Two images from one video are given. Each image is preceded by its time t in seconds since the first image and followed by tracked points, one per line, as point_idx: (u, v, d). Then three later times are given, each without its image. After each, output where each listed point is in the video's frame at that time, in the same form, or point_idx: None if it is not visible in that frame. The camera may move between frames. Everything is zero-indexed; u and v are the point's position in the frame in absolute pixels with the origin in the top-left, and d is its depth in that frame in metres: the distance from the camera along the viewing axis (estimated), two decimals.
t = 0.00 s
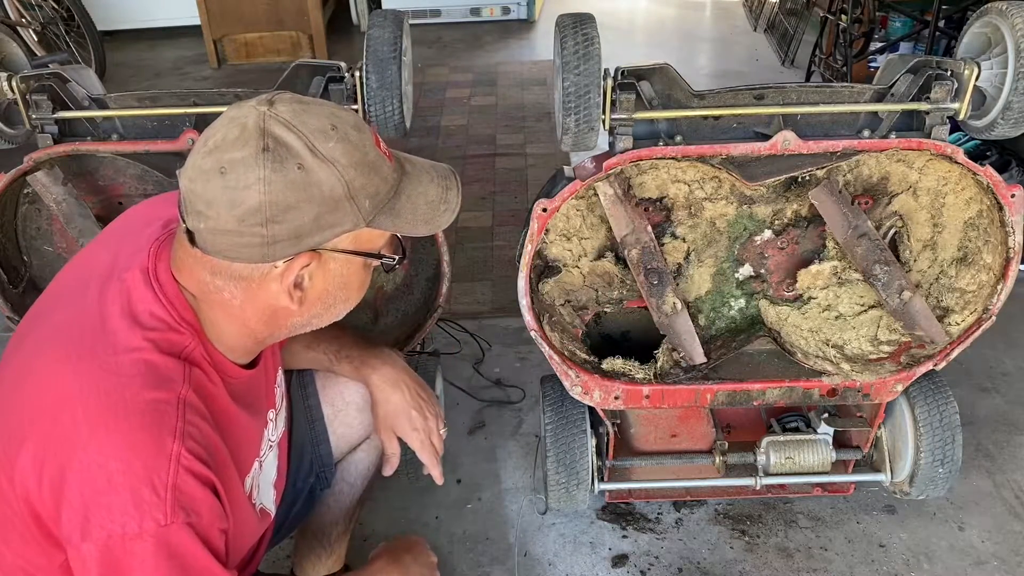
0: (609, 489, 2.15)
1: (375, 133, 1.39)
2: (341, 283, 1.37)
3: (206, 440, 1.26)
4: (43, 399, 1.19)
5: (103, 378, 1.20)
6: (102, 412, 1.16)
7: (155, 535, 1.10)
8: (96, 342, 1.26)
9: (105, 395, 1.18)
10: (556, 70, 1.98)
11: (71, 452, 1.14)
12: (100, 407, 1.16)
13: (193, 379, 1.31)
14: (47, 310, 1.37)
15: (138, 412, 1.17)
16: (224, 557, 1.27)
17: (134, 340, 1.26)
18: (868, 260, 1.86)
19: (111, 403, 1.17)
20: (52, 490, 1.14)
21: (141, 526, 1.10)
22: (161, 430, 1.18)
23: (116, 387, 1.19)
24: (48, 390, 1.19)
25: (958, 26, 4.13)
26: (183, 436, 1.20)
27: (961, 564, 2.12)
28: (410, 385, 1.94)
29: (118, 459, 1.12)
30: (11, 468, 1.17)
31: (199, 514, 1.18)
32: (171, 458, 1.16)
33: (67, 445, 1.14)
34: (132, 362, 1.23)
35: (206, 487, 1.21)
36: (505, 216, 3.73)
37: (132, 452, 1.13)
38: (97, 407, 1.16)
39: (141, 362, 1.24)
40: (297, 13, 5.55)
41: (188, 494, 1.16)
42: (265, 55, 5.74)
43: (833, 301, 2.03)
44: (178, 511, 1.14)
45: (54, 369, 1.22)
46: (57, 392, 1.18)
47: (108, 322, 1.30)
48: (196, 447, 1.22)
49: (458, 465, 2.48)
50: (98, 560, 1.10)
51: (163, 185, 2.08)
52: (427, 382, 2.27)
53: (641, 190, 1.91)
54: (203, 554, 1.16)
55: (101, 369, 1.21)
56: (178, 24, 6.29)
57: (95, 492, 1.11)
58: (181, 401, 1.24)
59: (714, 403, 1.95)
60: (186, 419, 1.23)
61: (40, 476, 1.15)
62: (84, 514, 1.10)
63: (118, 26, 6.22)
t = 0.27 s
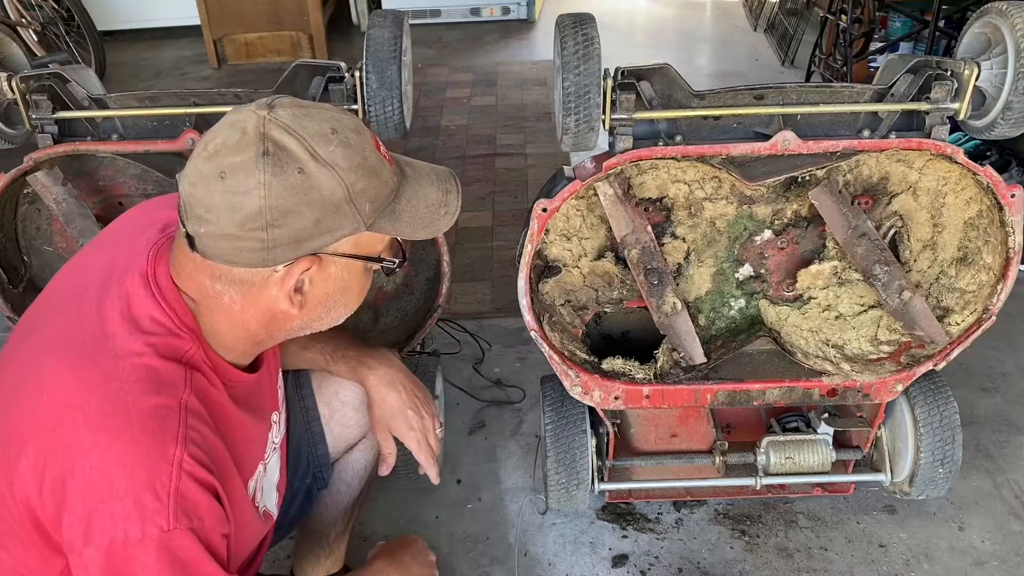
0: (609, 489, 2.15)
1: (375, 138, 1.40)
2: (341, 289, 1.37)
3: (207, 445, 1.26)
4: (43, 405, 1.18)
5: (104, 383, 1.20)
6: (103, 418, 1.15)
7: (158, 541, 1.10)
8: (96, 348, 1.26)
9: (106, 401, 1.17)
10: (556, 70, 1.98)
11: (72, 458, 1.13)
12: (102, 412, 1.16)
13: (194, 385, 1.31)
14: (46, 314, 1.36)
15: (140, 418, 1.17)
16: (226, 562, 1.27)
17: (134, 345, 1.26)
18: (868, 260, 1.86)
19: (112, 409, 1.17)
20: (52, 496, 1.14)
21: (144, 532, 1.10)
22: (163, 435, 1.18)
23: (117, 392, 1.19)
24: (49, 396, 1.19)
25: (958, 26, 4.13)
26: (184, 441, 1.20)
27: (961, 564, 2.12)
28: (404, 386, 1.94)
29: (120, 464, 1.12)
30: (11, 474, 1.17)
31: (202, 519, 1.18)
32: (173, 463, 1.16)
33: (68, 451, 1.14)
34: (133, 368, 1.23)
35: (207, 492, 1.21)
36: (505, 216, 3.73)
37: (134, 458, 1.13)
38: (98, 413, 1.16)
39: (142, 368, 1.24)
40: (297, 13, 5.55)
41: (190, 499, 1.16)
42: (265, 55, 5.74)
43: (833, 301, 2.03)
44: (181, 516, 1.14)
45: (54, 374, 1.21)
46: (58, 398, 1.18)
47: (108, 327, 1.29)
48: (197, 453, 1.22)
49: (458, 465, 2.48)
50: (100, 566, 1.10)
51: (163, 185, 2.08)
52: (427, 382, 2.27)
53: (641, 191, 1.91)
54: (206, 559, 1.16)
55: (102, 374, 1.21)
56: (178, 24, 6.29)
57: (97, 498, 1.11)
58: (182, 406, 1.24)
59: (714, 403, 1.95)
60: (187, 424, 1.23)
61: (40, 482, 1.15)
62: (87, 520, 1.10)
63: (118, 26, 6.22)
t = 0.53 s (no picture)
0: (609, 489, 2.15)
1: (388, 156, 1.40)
2: (329, 302, 1.36)
3: (203, 447, 1.26)
4: (38, 407, 1.18)
5: (99, 386, 1.19)
6: (99, 422, 1.15)
7: (154, 545, 1.10)
8: (91, 350, 1.25)
9: (101, 404, 1.17)
10: (556, 70, 1.98)
11: (68, 461, 1.13)
12: (97, 416, 1.16)
13: (190, 387, 1.30)
14: (42, 316, 1.36)
15: (136, 421, 1.17)
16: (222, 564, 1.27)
17: (130, 348, 1.26)
18: (868, 260, 1.86)
19: (108, 412, 1.16)
20: (48, 500, 1.14)
21: (139, 536, 1.10)
22: (159, 438, 1.18)
23: (113, 395, 1.19)
24: (43, 399, 1.18)
25: (958, 26, 4.13)
26: (180, 444, 1.20)
27: (961, 564, 2.12)
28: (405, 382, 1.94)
29: (115, 468, 1.12)
30: (6, 477, 1.16)
31: (197, 522, 1.18)
32: (169, 467, 1.16)
33: (63, 454, 1.14)
34: (129, 370, 1.23)
35: (203, 495, 1.21)
36: (505, 217, 3.73)
37: (130, 461, 1.13)
38: (93, 416, 1.16)
39: (138, 370, 1.24)
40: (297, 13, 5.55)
41: (185, 503, 1.16)
42: (265, 55, 5.74)
43: (833, 301, 2.03)
44: (176, 520, 1.14)
45: (49, 377, 1.21)
46: (53, 401, 1.18)
47: (104, 329, 1.29)
48: (193, 456, 1.22)
49: (458, 465, 2.48)
50: (96, 569, 1.10)
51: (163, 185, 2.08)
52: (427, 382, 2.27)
53: (641, 191, 1.91)
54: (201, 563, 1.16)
55: (97, 377, 1.21)
56: (178, 24, 6.29)
57: (92, 502, 1.11)
58: (178, 409, 1.24)
59: (714, 403, 1.95)
60: (183, 428, 1.23)
61: (36, 485, 1.15)
62: (82, 524, 1.10)
63: (118, 25, 6.22)
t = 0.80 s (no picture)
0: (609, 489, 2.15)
1: (397, 177, 1.40)
2: (323, 316, 1.36)
3: (197, 448, 1.26)
4: (32, 408, 1.18)
5: (92, 387, 1.19)
6: (92, 422, 1.15)
7: (146, 545, 1.10)
8: (85, 350, 1.25)
9: (94, 404, 1.17)
10: (556, 70, 1.98)
11: (61, 462, 1.13)
12: (90, 416, 1.16)
13: (184, 388, 1.30)
14: (37, 316, 1.36)
15: (129, 422, 1.17)
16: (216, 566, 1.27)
17: (124, 349, 1.26)
18: (868, 260, 1.86)
19: (101, 413, 1.16)
20: (42, 500, 1.14)
21: (132, 536, 1.10)
22: (152, 439, 1.17)
23: (106, 395, 1.19)
24: (37, 399, 1.18)
25: (958, 26, 4.13)
26: (174, 445, 1.20)
27: (962, 564, 2.12)
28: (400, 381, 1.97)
29: (108, 468, 1.12)
30: None
31: (191, 523, 1.18)
32: (162, 467, 1.16)
33: (56, 455, 1.14)
34: (122, 371, 1.23)
35: (197, 496, 1.21)
36: (505, 217, 3.73)
37: (123, 462, 1.13)
38: (86, 416, 1.16)
39: (132, 371, 1.24)
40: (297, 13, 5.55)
41: (178, 503, 1.16)
42: (265, 55, 5.74)
43: (833, 301, 2.03)
44: (170, 521, 1.14)
45: (42, 377, 1.21)
46: (47, 401, 1.18)
47: (98, 330, 1.29)
48: (187, 456, 1.22)
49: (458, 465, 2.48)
50: (88, 570, 1.09)
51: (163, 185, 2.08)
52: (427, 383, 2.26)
53: (641, 191, 1.91)
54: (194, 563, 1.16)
55: (90, 378, 1.20)
56: (178, 24, 6.29)
57: (85, 502, 1.11)
58: (171, 410, 1.23)
59: (714, 403, 1.95)
60: (177, 428, 1.22)
61: (30, 486, 1.15)
62: (75, 524, 1.10)
63: (118, 26, 6.22)
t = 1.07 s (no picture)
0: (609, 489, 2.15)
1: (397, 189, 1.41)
2: (319, 323, 1.36)
3: (190, 449, 1.26)
4: (24, 410, 1.18)
5: (84, 388, 1.19)
6: (84, 424, 1.15)
7: (138, 547, 1.10)
8: (78, 351, 1.25)
9: (86, 406, 1.17)
10: (556, 70, 1.98)
11: (53, 464, 1.13)
12: (82, 418, 1.15)
13: (178, 389, 1.29)
14: (31, 317, 1.35)
15: (121, 424, 1.16)
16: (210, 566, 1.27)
17: (117, 350, 1.25)
18: (868, 260, 1.86)
19: (92, 415, 1.16)
20: (34, 501, 1.14)
21: (124, 538, 1.10)
22: (143, 441, 1.17)
23: (98, 397, 1.18)
24: (29, 401, 1.18)
25: (958, 26, 4.13)
26: (166, 446, 1.20)
27: (962, 564, 2.12)
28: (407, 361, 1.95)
29: (99, 471, 1.12)
30: None
31: (183, 524, 1.18)
32: (154, 469, 1.16)
33: (48, 456, 1.14)
34: (115, 373, 1.22)
35: (189, 498, 1.21)
36: (505, 217, 3.73)
37: (114, 464, 1.13)
38: (78, 419, 1.15)
39: (124, 372, 1.23)
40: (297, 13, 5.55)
41: (170, 505, 1.16)
42: (265, 56, 5.74)
43: (833, 301, 2.03)
44: (161, 523, 1.14)
45: (35, 378, 1.20)
46: (39, 403, 1.17)
47: (92, 331, 1.28)
48: (179, 458, 1.21)
49: (458, 465, 2.48)
50: (82, 571, 1.11)
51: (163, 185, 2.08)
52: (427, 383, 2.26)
53: (641, 190, 1.91)
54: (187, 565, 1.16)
55: (83, 379, 1.20)
56: (178, 24, 6.29)
57: (77, 504, 1.11)
58: (164, 411, 1.23)
59: (714, 403, 1.95)
60: (170, 429, 1.22)
61: (22, 487, 1.15)
62: (67, 526, 1.10)
63: (118, 26, 6.22)
